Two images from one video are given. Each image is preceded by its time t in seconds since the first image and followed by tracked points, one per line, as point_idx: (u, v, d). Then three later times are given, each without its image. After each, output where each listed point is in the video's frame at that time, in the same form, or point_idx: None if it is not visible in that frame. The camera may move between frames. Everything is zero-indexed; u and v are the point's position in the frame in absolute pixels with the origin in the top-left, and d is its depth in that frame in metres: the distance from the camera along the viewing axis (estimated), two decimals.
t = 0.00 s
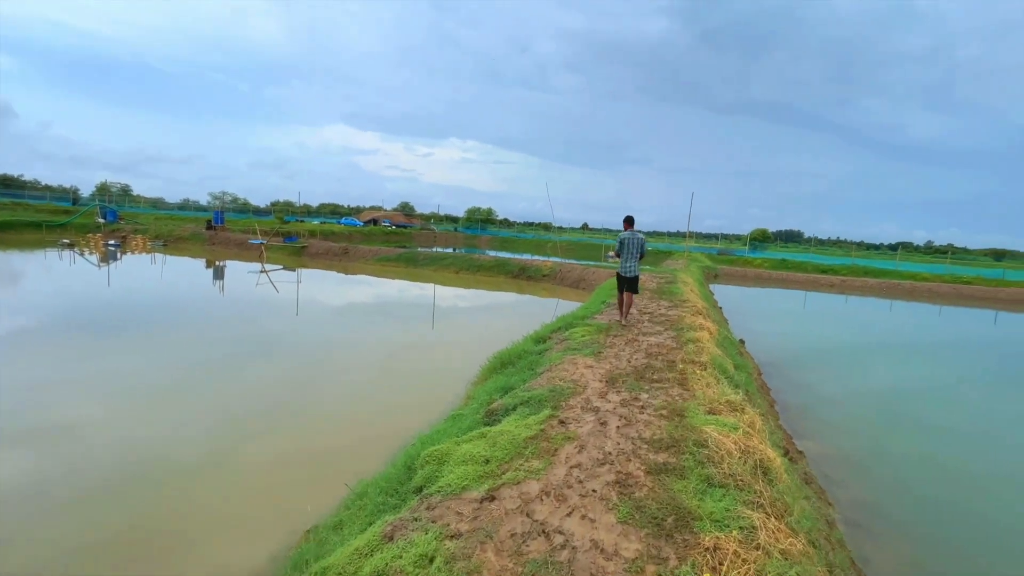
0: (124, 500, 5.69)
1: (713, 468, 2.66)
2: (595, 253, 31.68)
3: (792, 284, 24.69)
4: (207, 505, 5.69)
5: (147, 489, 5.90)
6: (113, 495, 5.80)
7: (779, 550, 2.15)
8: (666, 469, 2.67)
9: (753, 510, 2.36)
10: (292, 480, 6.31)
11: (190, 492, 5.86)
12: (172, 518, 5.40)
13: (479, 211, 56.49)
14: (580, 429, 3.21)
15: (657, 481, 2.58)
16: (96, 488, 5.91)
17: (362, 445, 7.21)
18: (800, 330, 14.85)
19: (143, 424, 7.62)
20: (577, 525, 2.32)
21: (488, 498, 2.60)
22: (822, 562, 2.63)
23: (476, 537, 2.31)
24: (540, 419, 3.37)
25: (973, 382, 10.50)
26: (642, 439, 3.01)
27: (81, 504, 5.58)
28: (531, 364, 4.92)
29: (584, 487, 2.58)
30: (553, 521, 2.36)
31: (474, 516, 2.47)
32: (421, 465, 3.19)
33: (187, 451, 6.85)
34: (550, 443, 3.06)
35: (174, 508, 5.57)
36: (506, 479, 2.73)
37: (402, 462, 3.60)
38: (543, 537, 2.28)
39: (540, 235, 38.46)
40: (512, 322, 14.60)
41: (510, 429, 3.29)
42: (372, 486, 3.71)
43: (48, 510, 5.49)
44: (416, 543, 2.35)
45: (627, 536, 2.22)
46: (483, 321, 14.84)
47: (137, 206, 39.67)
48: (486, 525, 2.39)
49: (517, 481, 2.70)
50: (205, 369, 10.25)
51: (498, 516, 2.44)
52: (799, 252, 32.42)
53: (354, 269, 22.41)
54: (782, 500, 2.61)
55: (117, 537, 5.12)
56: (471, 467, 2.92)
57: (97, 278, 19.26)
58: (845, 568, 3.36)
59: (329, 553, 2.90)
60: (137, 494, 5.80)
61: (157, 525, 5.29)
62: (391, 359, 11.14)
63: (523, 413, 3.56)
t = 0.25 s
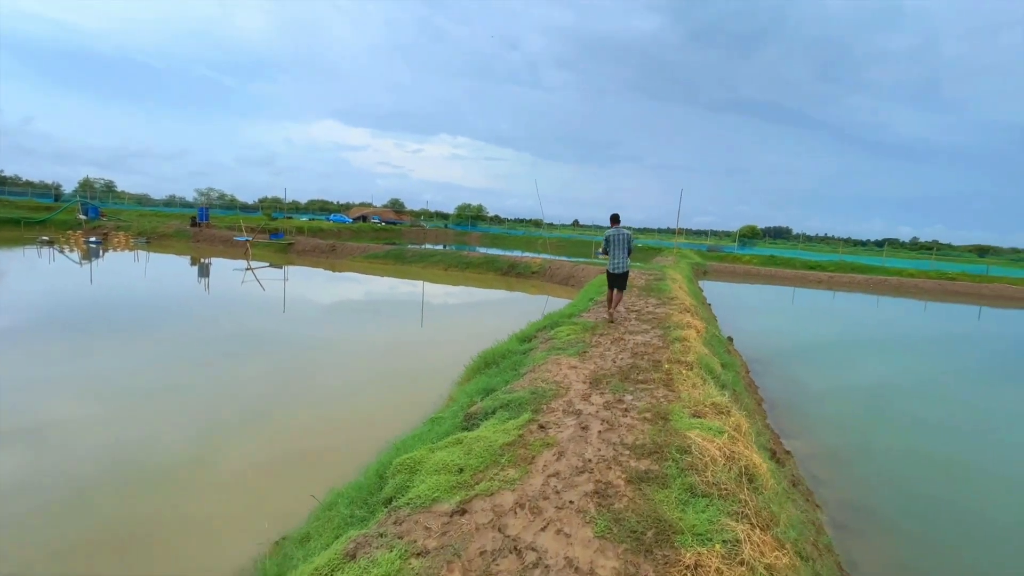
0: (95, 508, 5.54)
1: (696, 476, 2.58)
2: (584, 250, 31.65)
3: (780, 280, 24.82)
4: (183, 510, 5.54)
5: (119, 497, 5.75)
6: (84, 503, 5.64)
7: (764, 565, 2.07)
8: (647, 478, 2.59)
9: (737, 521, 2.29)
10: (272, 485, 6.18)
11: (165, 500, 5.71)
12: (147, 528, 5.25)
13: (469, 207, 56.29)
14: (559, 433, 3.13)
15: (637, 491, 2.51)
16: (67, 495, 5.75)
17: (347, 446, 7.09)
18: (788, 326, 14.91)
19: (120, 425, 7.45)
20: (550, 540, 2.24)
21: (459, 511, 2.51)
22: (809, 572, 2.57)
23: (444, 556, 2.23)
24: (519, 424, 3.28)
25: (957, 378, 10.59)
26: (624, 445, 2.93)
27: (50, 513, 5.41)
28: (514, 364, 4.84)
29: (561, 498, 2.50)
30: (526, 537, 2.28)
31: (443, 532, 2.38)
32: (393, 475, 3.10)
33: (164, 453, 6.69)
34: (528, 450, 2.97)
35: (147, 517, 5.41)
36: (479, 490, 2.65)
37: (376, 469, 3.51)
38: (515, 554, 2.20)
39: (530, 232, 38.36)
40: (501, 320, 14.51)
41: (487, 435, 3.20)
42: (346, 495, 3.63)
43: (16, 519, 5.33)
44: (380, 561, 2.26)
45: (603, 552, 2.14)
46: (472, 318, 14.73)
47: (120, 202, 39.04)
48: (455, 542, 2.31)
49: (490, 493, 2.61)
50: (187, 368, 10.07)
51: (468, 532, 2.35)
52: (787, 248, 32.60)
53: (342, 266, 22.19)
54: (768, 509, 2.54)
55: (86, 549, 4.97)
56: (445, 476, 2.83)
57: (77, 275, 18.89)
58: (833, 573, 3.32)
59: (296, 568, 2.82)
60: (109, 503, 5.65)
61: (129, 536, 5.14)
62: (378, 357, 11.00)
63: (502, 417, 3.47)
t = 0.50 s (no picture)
0: (85, 509, 5.44)
1: (699, 487, 2.50)
2: (585, 249, 31.56)
3: (782, 279, 24.70)
4: (177, 512, 5.45)
5: (110, 497, 5.65)
6: (75, 503, 5.55)
7: None
8: (647, 490, 2.51)
9: (743, 538, 2.20)
10: (269, 485, 6.09)
11: (158, 502, 5.62)
12: (139, 530, 5.16)
13: (470, 206, 56.21)
14: (556, 441, 3.05)
15: (636, 504, 2.42)
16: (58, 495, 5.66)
17: (346, 445, 7.00)
18: (789, 326, 14.81)
19: (114, 424, 7.38)
20: (544, 558, 2.15)
21: (448, 526, 2.42)
22: None
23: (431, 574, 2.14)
24: (514, 431, 3.20)
25: (961, 378, 10.48)
26: (623, 454, 2.85)
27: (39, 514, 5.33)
28: (512, 365, 4.76)
29: (556, 512, 2.41)
30: (518, 555, 2.19)
31: (431, 548, 2.29)
32: (381, 485, 3.01)
33: (158, 453, 6.61)
34: (523, 459, 2.89)
35: (139, 519, 5.32)
36: (470, 502, 2.56)
37: (366, 477, 3.43)
38: (506, 573, 2.11)
39: (531, 231, 38.29)
40: (501, 319, 14.43)
41: (481, 443, 3.12)
42: (335, 502, 3.55)
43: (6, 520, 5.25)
44: None
45: (601, 571, 2.05)
46: (472, 318, 14.64)
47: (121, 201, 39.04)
48: (443, 559, 2.22)
49: (482, 506, 2.53)
50: (185, 367, 10.01)
51: (457, 548, 2.26)
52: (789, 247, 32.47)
53: (342, 265, 22.13)
54: (775, 523, 2.45)
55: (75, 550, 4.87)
56: (436, 487, 2.75)
57: (76, 274, 18.85)
58: None
59: None
60: (100, 503, 5.55)
61: (120, 539, 5.04)
62: (378, 356, 10.92)
63: (498, 423, 3.39)
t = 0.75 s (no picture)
0: (79, 509, 5.33)
1: (716, 505, 2.38)
2: (589, 248, 31.40)
3: (788, 279, 24.50)
4: (175, 513, 5.34)
5: (104, 498, 5.54)
6: (70, 503, 5.44)
7: None
8: (660, 507, 2.39)
9: (768, 562, 2.09)
10: (270, 483, 5.98)
11: (156, 501, 5.52)
12: (136, 531, 5.04)
13: (474, 206, 56.12)
14: (561, 451, 2.93)
15: (649, 522, 2.30)
16: (52, 495, 5.55)
17: (348, 442, 6.89)
18: (796, 326, 14.64)
19: (112, 424, 7.28)
20: None
21: (446, 546, 2.29)
22: None
23: None
24: (517, 440, 3.08)
25: (971, 379, 10.30)
26: (634, 466, 2.73)
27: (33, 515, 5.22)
28: (515, 368, 4.65)
29: (562, 531, 2.29)
30: None
31: (427, 571, 2.16)
32: (376, 497, 2.89)
33: (156, 453, 6.50)
34: (527, 471, 2.77)
35: (136, 519, 5.21)
36: (469, 520, 2.43)
37: (361, 488, 3.30)
38: None
39: (535, 230, 38.17)
40: (505, 319, 14.32)
41: (482, 453, 3.00)
42: (329, 513, 3.42)
43: None
44: None
45: None
46: (476, 317, 14.53)
47: (125, 200, 39.11)
48: None
49: (482, 524, 2.40)
50: (185, 366, 9.92)
51: (456, 571, 2.13)
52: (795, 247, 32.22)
53: (345, 265, 22.06)
54: (799, 542, 2.33)
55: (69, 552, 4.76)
56: (434, 501, 2.62)
57: (79, 273, 18.85)
58: None
59: None
60: (95, 503, 5.44)
61: (116, 540, 4.93)
62: (381, 356, 10.83)
63: (500, 430, 3.27)
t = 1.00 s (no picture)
0: (68, 509, 5.19)
1: (730, 531, 2.27)
2: (588, 247, 31.28)
3: (788, 279, 24.40)
4: (167, 513, 5.19)
5: (92, 498, 5.38)
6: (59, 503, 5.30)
7: None
8: (669, 534, 2.27)
9: None
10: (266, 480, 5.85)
11: (148, 501, 5.38)
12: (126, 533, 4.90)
13: (474, 205, 55.99)
14: (564, 469, 2.81)
15: (659, 551, 2.18)
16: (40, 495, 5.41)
17: (347, 440, 6.78)
18: (798, 325, 14.54)
19: (104, 422, 7.14)
20: None
21: None
22: None
23: None
24: (517, 456, 2.97)
25: (974, 379, 10.20)
26: (641, 486, 2.62)
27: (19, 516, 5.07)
28: (515, 373, 4.55)
29: (566, 561, 2.16)
30: None
31: None
32: (367, 520, 2.76)
33: (149, 451, 6.37)
34: (527, 492, 2.64)
35: (134, 518, 5.11)
36: (467, 548, 2.29)
37: (355, 506, 3.18)
38: None
39: (534, 229, 38.03)
40: (505, 317, 14.19)
41: (479, 470, 2.87)
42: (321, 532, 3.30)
43: None
44: None
45: None
46: (476, 316, 14.41)
47: (122, 198, 38.90)
48: None
49: (480, 553, 2.26)
50: (180, 363, 9.78)
51: None
52: (795, 246, 32.11)
53: (343, 264, 21.92)
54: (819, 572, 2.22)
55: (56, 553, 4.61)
56: (428, 525, 2.49)
57: (75, 271, 18.71)
58: None
59: None
60: (85, 503, 5.30)
61: (106, 542, 4.78)
62: (380, 354, 10.70)
63: (499, 444, 3.16)
